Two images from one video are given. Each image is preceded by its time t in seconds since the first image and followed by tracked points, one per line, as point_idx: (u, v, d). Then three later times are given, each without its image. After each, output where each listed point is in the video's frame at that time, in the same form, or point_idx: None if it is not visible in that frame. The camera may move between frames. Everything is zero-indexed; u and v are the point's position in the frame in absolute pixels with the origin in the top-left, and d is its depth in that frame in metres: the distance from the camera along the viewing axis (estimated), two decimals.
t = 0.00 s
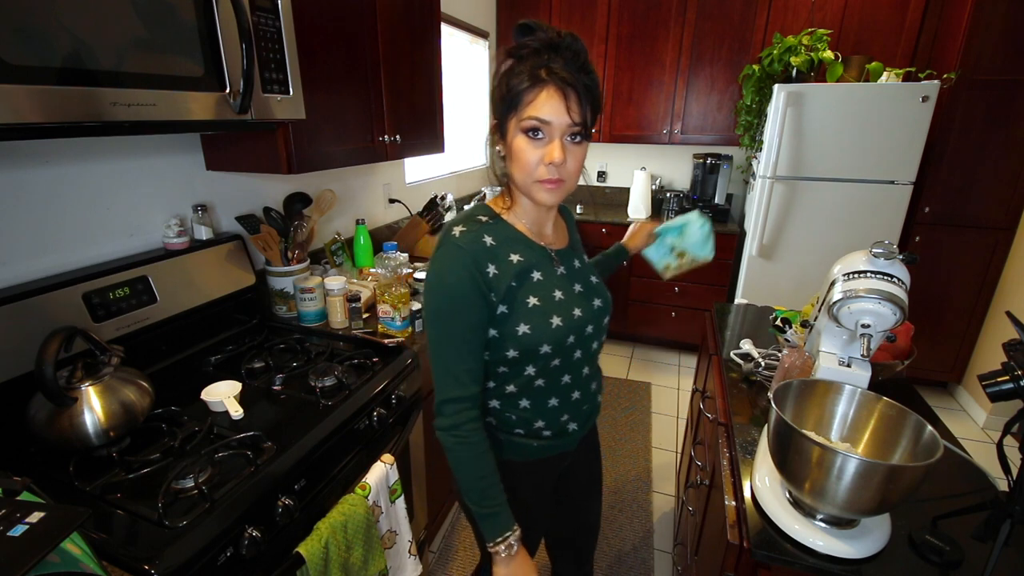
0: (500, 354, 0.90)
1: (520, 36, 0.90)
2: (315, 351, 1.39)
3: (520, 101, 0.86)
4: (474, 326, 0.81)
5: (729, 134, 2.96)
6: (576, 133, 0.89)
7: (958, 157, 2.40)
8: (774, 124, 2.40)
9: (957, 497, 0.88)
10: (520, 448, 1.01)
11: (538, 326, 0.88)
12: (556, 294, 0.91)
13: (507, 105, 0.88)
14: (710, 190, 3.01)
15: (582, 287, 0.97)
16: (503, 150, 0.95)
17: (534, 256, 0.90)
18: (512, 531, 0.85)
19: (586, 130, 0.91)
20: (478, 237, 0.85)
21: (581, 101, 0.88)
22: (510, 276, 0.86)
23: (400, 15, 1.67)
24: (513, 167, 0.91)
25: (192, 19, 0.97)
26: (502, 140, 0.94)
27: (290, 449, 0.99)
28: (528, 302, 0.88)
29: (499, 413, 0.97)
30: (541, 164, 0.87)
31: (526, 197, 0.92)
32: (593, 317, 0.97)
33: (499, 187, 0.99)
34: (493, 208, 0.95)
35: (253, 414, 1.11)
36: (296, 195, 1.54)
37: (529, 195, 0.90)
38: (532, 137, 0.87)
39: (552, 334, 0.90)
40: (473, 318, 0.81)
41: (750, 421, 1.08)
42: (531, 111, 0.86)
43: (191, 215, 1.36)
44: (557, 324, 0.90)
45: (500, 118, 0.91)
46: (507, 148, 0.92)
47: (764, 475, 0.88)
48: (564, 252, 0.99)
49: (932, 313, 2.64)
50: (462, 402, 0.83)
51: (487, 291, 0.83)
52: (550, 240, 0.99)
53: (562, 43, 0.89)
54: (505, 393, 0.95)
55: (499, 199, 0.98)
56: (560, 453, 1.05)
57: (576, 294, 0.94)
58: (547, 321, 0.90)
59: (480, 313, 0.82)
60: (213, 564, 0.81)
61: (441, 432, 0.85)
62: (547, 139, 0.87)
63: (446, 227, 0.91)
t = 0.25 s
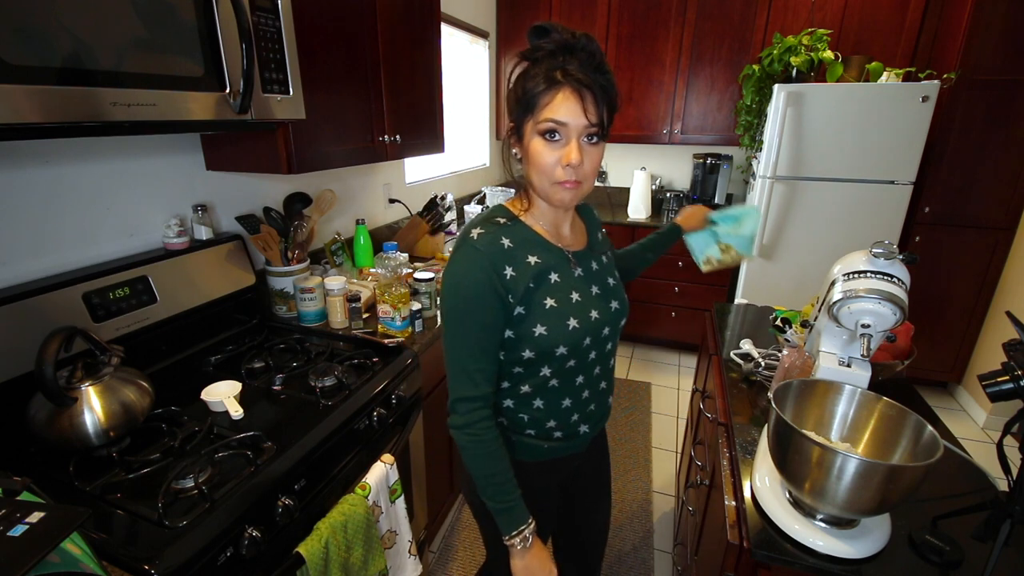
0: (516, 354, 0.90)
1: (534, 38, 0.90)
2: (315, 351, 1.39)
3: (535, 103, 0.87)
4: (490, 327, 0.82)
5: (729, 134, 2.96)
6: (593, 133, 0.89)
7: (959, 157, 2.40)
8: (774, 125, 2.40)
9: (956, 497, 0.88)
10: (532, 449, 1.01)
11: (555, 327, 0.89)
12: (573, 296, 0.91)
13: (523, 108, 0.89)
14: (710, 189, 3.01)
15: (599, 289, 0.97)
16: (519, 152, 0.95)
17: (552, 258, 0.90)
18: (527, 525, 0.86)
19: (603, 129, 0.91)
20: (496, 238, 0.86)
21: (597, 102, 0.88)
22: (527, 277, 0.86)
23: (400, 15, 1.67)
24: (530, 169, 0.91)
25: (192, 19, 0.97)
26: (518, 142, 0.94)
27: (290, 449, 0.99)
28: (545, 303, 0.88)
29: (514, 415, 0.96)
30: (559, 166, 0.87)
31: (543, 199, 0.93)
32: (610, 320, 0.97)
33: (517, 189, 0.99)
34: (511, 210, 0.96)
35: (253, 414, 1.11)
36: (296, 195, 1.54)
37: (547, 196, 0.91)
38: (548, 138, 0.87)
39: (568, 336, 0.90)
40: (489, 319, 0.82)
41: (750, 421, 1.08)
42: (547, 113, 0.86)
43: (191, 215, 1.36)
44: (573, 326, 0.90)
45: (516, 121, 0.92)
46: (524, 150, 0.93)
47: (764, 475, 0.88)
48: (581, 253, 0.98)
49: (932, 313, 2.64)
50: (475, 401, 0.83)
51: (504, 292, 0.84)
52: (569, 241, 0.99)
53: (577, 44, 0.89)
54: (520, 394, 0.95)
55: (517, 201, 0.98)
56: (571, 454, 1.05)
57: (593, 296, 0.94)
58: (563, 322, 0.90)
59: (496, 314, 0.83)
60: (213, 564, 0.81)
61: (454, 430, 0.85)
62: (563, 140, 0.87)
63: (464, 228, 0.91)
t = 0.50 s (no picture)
0: (516, 352, 0.90)
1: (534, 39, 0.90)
2: (315, 351, 1.39)
3: (537, 103, 0.87)
4: (488, 324, 0.83)
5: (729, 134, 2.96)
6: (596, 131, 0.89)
7: (959, 157, 2.40)
8: (774, 124, 2.40)
9: (956, 497, 0.88)
10: (536, 447, 1.01)
11: (555, 326, 0.89)
12: (574, 296, 0.91)
13: (525, 107, 0.89)
14: (710, 189, 3.01)
15: (603, 289, 0.96)
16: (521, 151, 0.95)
17: (553, 257, 0.90)
18: (514, 515, 0.86)
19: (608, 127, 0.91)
20: (496, 237, 0.86)
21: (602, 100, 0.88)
22: (528, 275, 0.86)
23: (400, 15, 1.67)
24: (533, 169, 0.91)
25: (192, 19, 0.97)
26: (521, 142, 0.94)
27: (290, 449, 0.99)
28: (545, 302, 0.88)
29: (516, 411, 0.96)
30: (560, 164, 0.87)
31: (547, 197, 0.92)
32: (613, 321, 0.97)
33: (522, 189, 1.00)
34: (514, 208, 0.96)
35: (253, 414, 1.11)
36: (296, 195, 1.54)
37: (550, 194, 0.90)
38: (549, 136, 0.87)
39: (568, 336, 0.91)
40: (489, 316, 0.83)
41: (750, 421, 1.08)
42: (548, 111, 0.86)
43: (191, 215, 1.36)
44: (574, 325, 0.90)
45: (518, 120, 0.92)
46: (526, 149, 0.93)
47: (764, 475, 0.88)
48: (587, 253, 0.97)
49: (931, 313, 2.64)
50: (472, 397, 0.84)
51: (502, 290, 0.84)
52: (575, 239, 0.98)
53: (579, 44, 0.88)
54: (521, 392, 0.95)
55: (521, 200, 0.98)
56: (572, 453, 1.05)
57: (596, 296, 0.94)
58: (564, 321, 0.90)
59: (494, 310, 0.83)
60: (213, 564, 0.81)
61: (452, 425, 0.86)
62: (564, 138, 0.87)
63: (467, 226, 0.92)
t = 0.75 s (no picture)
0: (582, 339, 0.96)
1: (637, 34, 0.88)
2: (315, 352, 1.39)
3: (649, 108, 0.86)
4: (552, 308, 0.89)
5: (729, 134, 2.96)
6: (712, 135, 0.89)
7: (959, 157, 2.40)
8: (774, 124, 2.40)
9: (957, 497, 0.88)
10: (587, 436, 1.03)
11: (624, 321, 0.93)
12: (651, 295, 0.94)
13: (633, 110, 0.87)
14: (710, 190, 3.01)
15: (682, 292, 0.99)
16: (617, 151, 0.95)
17: (635, 255, 0.93)
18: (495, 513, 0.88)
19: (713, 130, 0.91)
20: (577, 228, 0.91)
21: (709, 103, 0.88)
22: (601, 268, 0.91)
23: (400, 15, 1.67)
24: (632, 171, 0.91)
25: (192, 19, 0.97)
26: (619, 142, 0.93)
27: (290, 449, 0.99)
28: (618, 296, 0.92)
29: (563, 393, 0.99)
30: (670, 171, 0.86)
31: (643, 199, 0.93)
32: (685, 323, 1.00)
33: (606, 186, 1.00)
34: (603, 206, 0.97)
35: (253, 414, 1.11)
36: (296, 195, 1.54)
37: (649, 199, 0.91)
38: (666, 143, 0.86)
39: (638, 331, 0.94)
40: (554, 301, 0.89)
41: (750, 422, 1.08)
42: (667, 118, 0.85)
43: (191, 215, 1.36)
44: (644, 323, 0.94)
45: (620, 120, 0.90)
46: (626, 150, 0.92)
47: (764, 474, 0.88)
48: (668, 254, 0.99)
49: (931, 313, 2.64)
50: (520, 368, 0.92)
51: (573, 280, 0.90)
52: (660, 236, 1.00)
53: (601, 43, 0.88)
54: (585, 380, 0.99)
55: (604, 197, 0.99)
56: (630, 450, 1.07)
57: (675, 298, 0.97)
58: (637, 318, 0.94)
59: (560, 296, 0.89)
60: (213, 564, 0.81)
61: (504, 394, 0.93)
62: (683, 145, 0.86)
63: (549, 217, 0.97)
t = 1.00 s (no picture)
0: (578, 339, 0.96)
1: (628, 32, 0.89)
2: (315, 352, 1.39)
3: (650, 107, 0.85)
4: (549, 306, 0.89)
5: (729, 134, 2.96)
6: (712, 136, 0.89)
7: (959, 157, 2.40)
8: (773, 124, 2.40)
9: (957, 497, 0.88)
10: (583, 433, 1.03)
11: (619, 322, 0.94)
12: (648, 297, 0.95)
13: (631, 109, 0.87)
14: (710, 190, 3.01)
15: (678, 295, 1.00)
16: (617, 150, 0.95)
17: (632, 256, 0.93)
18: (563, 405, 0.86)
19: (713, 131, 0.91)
20: (574, 228, 0.91)
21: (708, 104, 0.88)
22: (597, 269, 0.91)
23: (400, 15, 1.67)
24: (633, 171, 0.91)
25: (192, 19, 0.97)
26: (618, 141, 0.93)
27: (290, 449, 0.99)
28: (614, 298, 0.93)
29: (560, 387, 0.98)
30: (672, 169, 0.86)
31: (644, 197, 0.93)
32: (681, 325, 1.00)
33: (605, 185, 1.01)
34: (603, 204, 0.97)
35: (253, 414, 1.11)
36: (296, 195, 1.54)
37: (648, 199, 0.91)
38: (666, 142, 0.86)
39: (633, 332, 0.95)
40: (552, 300, 0.89)
41: (750, 421, 1.08)
42: (667, 117, 0.84)
43: (191, 215, 1.36)
44: (639, 324, 0.95)
45: (620, 120, 0.90)
46: (627, 149, 0.92)
47: (764, 475, 0.88)
48: (667, 256, 0.99)
49: (932, 313, 2.64)
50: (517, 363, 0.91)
51: (570, 279, 0.90)
52: (659, 237, 1.00)
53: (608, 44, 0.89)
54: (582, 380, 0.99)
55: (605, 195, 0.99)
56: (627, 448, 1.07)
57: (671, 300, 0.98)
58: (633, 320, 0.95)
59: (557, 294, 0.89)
60: (213, 564, 0.81)
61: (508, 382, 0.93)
62: (683, 145, 0.86)
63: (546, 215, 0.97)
